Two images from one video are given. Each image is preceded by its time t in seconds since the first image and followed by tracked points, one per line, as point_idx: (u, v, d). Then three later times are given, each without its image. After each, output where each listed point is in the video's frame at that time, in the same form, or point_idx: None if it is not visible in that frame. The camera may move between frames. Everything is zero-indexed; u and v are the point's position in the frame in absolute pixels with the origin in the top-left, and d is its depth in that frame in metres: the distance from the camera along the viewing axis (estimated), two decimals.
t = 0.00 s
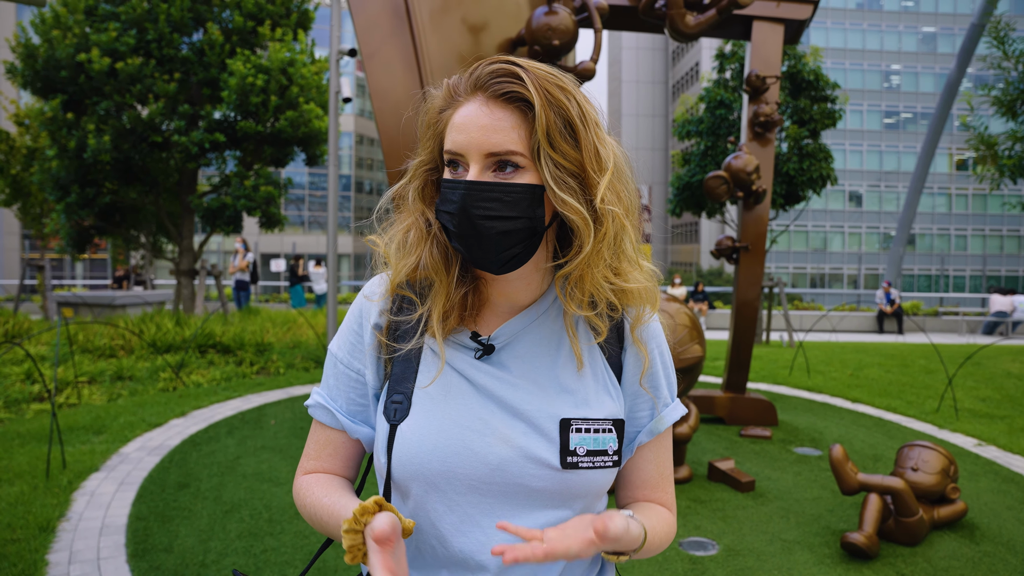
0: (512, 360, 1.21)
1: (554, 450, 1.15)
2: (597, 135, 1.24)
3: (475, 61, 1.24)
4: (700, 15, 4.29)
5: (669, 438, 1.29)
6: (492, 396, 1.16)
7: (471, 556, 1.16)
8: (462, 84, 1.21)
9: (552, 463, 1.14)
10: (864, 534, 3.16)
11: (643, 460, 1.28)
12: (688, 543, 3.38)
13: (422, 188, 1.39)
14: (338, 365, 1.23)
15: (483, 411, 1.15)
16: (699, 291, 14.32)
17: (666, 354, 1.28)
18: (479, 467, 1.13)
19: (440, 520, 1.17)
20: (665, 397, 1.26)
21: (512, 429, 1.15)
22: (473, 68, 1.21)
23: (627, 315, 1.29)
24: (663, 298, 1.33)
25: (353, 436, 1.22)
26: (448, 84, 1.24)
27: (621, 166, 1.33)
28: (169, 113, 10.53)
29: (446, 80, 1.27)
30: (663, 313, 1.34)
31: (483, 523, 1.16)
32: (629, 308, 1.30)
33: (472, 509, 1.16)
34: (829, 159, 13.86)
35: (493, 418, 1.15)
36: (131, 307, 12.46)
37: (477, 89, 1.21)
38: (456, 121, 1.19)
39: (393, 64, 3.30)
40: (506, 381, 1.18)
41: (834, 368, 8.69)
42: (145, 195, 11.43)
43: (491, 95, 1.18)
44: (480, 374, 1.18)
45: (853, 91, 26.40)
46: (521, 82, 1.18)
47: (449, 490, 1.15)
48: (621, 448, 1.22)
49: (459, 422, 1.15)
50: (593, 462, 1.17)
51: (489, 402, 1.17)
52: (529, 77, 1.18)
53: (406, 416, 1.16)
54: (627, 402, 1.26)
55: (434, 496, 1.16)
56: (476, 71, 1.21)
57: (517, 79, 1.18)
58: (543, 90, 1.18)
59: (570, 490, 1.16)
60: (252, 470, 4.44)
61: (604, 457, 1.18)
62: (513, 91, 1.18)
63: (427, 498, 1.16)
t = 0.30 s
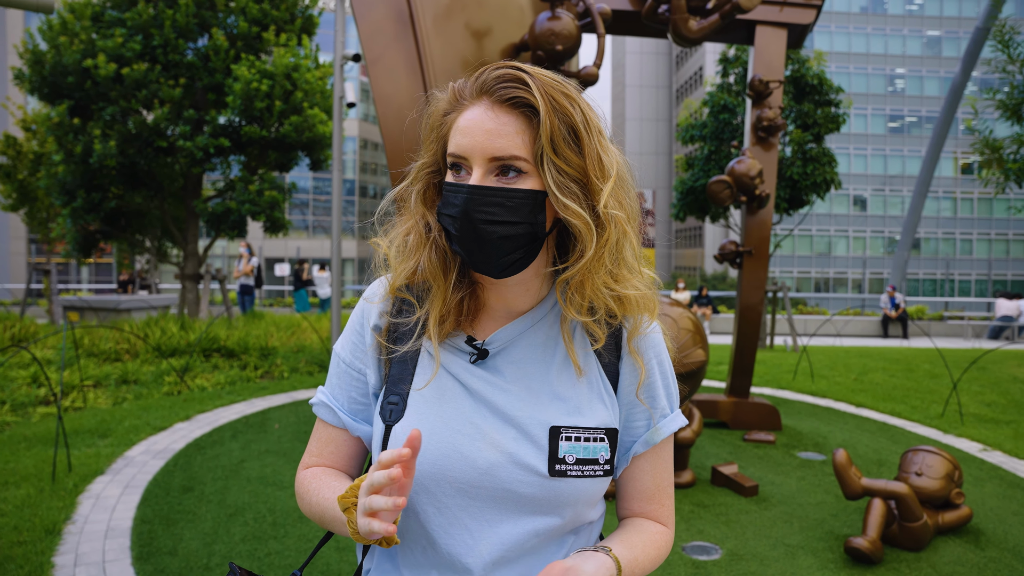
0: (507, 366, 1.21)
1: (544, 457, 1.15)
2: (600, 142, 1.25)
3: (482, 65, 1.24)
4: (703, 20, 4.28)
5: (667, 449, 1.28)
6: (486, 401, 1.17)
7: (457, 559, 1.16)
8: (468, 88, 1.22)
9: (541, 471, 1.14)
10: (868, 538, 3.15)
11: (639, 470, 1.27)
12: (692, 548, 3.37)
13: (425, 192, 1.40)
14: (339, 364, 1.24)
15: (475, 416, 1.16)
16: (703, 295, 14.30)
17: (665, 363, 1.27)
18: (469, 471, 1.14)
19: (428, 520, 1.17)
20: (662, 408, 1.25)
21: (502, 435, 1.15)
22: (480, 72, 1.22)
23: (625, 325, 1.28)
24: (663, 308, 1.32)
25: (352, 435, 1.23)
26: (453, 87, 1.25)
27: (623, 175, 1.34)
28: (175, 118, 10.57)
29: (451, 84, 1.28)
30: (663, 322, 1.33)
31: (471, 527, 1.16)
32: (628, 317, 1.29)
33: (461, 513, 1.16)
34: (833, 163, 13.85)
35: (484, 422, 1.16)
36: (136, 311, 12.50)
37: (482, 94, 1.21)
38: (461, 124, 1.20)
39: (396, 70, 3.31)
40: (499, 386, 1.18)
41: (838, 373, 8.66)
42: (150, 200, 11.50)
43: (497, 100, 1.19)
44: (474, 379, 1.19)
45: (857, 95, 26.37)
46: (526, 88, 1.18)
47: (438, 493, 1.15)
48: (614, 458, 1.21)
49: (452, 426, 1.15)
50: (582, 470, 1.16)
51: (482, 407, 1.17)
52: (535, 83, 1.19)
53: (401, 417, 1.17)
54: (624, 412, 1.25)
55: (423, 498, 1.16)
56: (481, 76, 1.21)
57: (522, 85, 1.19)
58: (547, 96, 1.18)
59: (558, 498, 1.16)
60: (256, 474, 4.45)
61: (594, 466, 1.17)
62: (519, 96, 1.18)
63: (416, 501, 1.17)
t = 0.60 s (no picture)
0: (505, 365, 1.22)
1: (538, 457, 1.16)
2: (594, 143, 1.26)
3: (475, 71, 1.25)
4: (706, 21, 4.30)
5: (667, 451, 1.27)
6: (482, 399, 1.18)
7: (453, 555, 1.17)
8: (462, 95, 1.23)
9: (536, 470, 1.15)
10: (871, 539, 3.14)
11: (636, 473, 1.26)
12: (695, 548, 3.37)
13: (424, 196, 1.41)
14: (342, 365, 1.25)
15: (472, 415, 1.17)
16: (707, 297, 14.27)
17: (665, 364, 1.27)
18: (465, 468, 1.15)
19: (426, 517, 1.18)
20: (661, 411, 1.24)
21: (499, 434, 1.16)
22: (473, 79, 1.23)
23: (624, 324, 1.28)
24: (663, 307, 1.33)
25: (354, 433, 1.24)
26: (446, 93, 1.26)
27: (620, 175, 1.35)
28: (179, 120, 10.61)
29: (444, 90, 1.29)
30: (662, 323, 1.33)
31: (466, 525, 1.17)
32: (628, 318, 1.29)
33: (457, 510, 1.17)
34: (837, 164, 13.83)
35: (481, 421, 1.17)
36: (141, 313, 12.55)
37: (476, 100, 1.22)
38: (456, 131, 1.21)
39: (400, 72, 3.32)
40: (497, 386, 1.19)
41: (843, 374, 8.65)
42: (155, 202, 11.56)
43: (490, 106, 1.20)
44: (471, 377, 1.20)
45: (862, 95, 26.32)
46: (519, 93, 1.19)
47: (435, 490, 1.17)
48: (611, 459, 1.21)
49: (449, 424, 1.16)
50: (578, 471, 1.17)
51: (479, 405, 1.18)
52: (528, 88, 1.19)
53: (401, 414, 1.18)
54: (622, 413, 1.25)
55: (421, 495, 1.18)
56: (475, 82, 1.22)
57: (515, 89, 1.20)
58: (540, 100, 1.20)
59: (552, 498, 1.17)
60: (261, 475, 4.47)
61: (590, 468, 1.18)
62: (513, 101, 1.19)
63: (415, 496, 1.19)
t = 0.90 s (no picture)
0: (500, 361, 1.23)
1: (532, 451, 1.16)
2: (590, 148, 1.26)
3: (472, 76, 1.25)
4: (708, 20, 4.28)
5: (662, 449, 1.27)
6: (477, 396, 1.19)
7: (446, 547, 1.17)
8: (457, 101, 1.23)
9: (529, 464, 1.15)
10: (873, 538, 3.14)
11: (633, 471, 1.26)
12: (697, 547, 3.37)
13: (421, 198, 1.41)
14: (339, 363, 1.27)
15: (468, 409, 1.18)
16: (710, 296, 14.23)
17: (661, 364, 1.27)
18: (459, 461, 1.16)
19: (421, 509, 1.19)
20: (657, 409, 1.25)
21: (493, 428, 1.16)
22: (469, 84, 1.23)
23: (620, 327, 1.28)
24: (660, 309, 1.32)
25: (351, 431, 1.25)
26: (442, 99, 1.25)
27: (617, 179, 1.35)
28: (182, 121, 10.64)
29: (440, 94, 1.28)
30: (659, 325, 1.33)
31: (460, 518, 1.17)
32: (624, 319, 1.29)
33: (451, 504, 1.17)
34: (841, 163, 13.79)
35: (475, 415, 1.17)
36: (145, 314, 12.59)
37: (472, 106, 1.22)
38: (453, 138, 1.21)
39: (402, 72, 3.32)
40: (492, 380, 1.20)
41: (846, 373, 8.62)
42: (159, 203, 11.60)
43: (487, 113, 1.20)
44: (467, 373, 1.20)
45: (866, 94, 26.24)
46: (516, 100, 1.19)
47: (430, 483, 1.18)
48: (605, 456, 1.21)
49: (443, 420, 1.17)
50: (571, 466, 1.17)
51: (474, 401, 1.19)
52: (525, 95, 1.19)
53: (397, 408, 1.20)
54: (617, 411, 1.25)
55: (416, 487, 1.19)
56: (470, 88, 1.22)
57: (512, 96, 1.19)
58: (537, 107, 1.19)
59: (546, 492, 1.16)
60: (264, 474, 4.48)
61: (583, 463, 1.17)
62: (509, 110, 1.19)
63: (411, 488, 1.20)
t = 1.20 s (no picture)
0: (496, 357, 1.23)
1: (528, 447, 1.16)
2: (597, 146, 1.27)
3: (482, 70, 1.25)
4: (712, 18, 4.27)
5: (655, 447, 1.27)
6: (474, 392, 1.18)
7: (442, 543, 1.17)
8: (468, 93, 1.22)
9: (525, 460, 1.15)
10: (877, 537, 3.13)
11: (626, 468, 1.26)
12: (701, 545, 3.36)
13: (422, 191, 1.40)
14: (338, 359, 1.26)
15: (465, 406, 1.18)
16: (715, 294, 14.20)
17: (657, 362, 1.28)
18: (455, 457, 1.16)
19: (417, 506, 1.19)
20: (651, 405, 1.25)
21: (490, 424, 1.17)
22: (482, 76, 1.22)
23: (616, 324, 1.29)
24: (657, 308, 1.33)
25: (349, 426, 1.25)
26: (451, 91, 1.25)
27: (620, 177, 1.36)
28: (187, 120, 10.67)
29: (448, 87, 1.28)
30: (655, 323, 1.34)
31: (456, 513, 1.17)
32: (621, 317, 1.30)
33: (448, 500, 1.17)
34: (846, 160, 13.73)
35: (472, 411, 1.17)
36: (150, 312, 12.63)
37: (484, 99, 1.21)
38: (464, 130, 1.20)
39: (406, 71, 3.33)
40: (489, 377, 1.20)
41: (851, 371, 8.60)
42: (164, 201, 11.65)
43: (500, 108, 1.20)
44: (464, 370, 1.20)
45: (871, 92, 26.15)
46: (530, 95, 1.20)
47: (426, 479, 1.18)
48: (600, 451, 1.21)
49: (440, 415, 1.17)
50: (567, 462, 1.17)
51: (471, 398, 1.19)
52: (538, 90, 1.20)
53: (393, 404, 1.20)
54: (612, 408, 1.25)
55: (412, 486, 1.19)
56: (483, 80, 1.22)
57: (525, 91, 1.20)
58: (549, 103, 1.20)
59: (542, 488, 1.17)
60: (268, 472, 4.50)
61: (579, 459, 1.18)
62: (523, 104, 1.19)
63: (406, 485, 1.20)
